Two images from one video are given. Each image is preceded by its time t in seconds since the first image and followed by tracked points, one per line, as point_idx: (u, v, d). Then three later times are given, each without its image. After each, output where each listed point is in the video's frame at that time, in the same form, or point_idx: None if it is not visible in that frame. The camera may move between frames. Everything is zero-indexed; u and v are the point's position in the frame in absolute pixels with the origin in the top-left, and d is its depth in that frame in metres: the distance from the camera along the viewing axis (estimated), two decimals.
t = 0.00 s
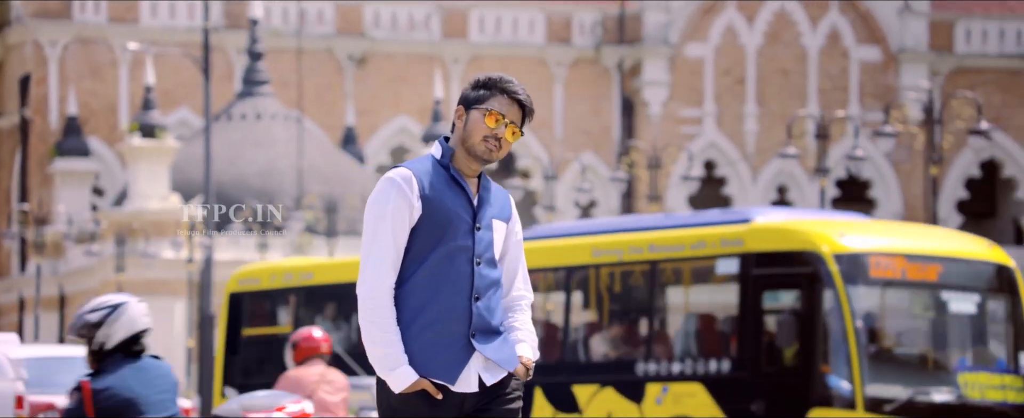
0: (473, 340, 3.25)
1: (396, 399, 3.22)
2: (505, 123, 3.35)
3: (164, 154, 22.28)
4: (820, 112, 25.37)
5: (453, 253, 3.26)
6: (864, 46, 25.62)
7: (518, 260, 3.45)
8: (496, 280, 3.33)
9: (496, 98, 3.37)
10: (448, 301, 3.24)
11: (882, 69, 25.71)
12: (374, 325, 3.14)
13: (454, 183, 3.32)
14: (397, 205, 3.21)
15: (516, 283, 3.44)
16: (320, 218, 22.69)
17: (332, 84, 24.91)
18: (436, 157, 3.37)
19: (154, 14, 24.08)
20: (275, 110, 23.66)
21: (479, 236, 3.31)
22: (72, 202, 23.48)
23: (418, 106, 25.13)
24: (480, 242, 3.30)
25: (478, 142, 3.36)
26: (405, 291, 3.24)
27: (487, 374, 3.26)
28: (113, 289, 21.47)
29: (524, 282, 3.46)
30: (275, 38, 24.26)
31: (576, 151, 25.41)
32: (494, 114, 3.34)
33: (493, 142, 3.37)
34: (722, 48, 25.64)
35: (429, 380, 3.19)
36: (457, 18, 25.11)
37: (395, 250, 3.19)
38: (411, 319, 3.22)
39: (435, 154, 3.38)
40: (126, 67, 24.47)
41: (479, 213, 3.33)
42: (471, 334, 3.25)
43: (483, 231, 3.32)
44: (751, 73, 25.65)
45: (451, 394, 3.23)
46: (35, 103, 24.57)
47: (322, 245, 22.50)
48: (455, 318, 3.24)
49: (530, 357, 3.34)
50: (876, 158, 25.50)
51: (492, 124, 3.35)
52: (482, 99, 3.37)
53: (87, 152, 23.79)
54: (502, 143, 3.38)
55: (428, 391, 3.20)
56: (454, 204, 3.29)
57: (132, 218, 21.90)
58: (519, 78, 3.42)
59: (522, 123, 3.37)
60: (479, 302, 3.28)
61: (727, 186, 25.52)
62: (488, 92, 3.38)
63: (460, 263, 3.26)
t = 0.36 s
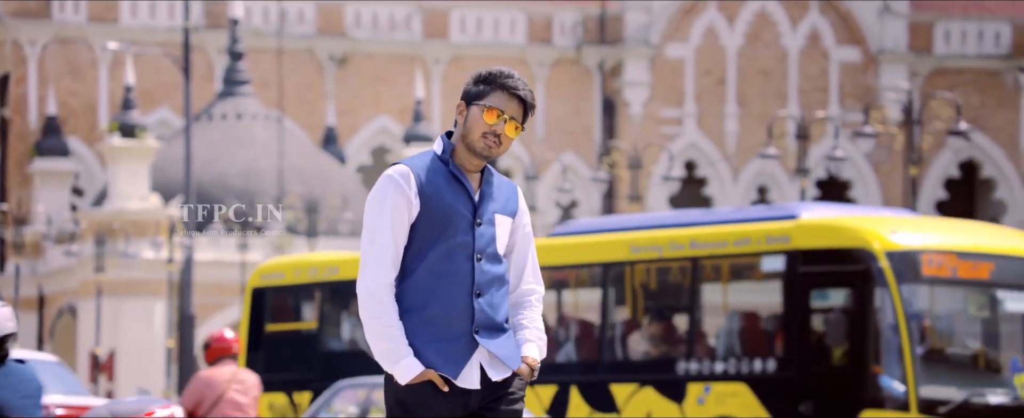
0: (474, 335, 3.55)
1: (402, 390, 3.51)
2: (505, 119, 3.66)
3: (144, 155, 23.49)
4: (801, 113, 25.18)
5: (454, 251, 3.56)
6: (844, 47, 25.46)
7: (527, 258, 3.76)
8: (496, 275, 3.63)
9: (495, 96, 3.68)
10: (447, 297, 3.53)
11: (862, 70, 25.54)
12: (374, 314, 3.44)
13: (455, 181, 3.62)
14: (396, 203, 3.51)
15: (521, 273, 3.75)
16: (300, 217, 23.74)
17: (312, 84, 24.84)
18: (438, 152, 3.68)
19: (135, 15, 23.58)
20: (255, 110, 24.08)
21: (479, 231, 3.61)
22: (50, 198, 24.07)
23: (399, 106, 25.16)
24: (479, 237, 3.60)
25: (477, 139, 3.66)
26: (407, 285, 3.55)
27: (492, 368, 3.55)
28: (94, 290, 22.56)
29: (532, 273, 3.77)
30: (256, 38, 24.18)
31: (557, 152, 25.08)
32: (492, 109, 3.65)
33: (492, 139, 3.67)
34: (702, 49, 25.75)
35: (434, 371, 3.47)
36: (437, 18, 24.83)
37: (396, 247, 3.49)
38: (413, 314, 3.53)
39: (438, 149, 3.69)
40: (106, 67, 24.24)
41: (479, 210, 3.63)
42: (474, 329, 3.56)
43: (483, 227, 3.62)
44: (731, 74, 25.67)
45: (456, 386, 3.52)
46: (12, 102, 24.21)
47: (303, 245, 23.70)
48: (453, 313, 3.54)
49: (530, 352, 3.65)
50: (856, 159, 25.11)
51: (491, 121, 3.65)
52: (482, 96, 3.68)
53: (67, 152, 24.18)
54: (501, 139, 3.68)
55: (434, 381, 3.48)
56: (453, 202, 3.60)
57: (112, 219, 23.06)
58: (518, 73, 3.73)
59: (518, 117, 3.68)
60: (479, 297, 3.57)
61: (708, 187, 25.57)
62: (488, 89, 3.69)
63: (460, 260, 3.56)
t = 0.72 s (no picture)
0: (475, 329, 3.41)
1: (407, 378, 3.34)
2: (492, 108, 3.51)
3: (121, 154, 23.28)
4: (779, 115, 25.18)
5: (449, 244, 3.42)
6: (821, 47, 25.49)
7: (534, 251, 3.61)
8: (495, 268, 3.49)
9: (485, 83, 3.52)
10: (441, 288, 3.40)
11: (839, 70, 25.60)
12: (368, 308, 3.33)
13: (448, 175, 3.48)
14: (383, 196, 3.39)
15: (526, 267, 3.60)
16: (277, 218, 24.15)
17: (290, 84, 24.78)
18: (432, 148, 3.54)
19: (111, 14, 23.44)
20: (233, 110, 24.27)
21: (474, 222, 3.46)
22: (26, 198, 24.08)
23: (377, 106, 25.21)
24: (473, 229, 3.45)
25: (466, 130, 3.50)
26: (407, 278, 3.42)
27: (491, 363, 3.38)
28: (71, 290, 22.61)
29: (536, 266, 3.61)
30: (233, 37, 24.07)
31: (535, 151, 24.87)
32: (478, 98, 3.49)
33: (481, 128, 3.51)
34: (680, 49, 25.69)
35: (437, 354, 3.32)
36: (416, 19, 24.76)
37: (387, 239, 3.39)
38: (411, 307, 3.40)
39: (431, 145, 3.54)
40: (83, 66, 24.07)
41: (474, 201, 3.48)
42: (474, 324, 3.41)
43: (479, 219, 3.47)
44: (710, 74, 25.61)
45: (461, 375, 3.35)
46: None
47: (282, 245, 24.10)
48: (451, 308, 3.40)
49: (534, 355, 3.45)
50: (833, 159, 25.08)
51: (478, 111, 3.50)
52: (470, 87, 3.53)
53: (44, 152, 23.97)
54: (490, 128, 3.52)
55: (437, 364, 3.33)
56: (447, 196, 3.46)
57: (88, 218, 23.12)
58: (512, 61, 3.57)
59: (507, 103, 3.52)
60: (478, 292, 3.43)
61: (686, 187, 25.60)
62: (478, 77, 3.53)
63: (456, 254, 3.42)
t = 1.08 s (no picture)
0: (477, 323, 3.62)
1: (414, 368, 3.55)
2: (478, 98, 3.70)
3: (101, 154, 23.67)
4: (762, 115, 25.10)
5: (449, 240, 3.63)
6: (804, 48, 25.37)
7: (534, 242, 3.80)
8: (499, 262, 3.70)
9: (468, 77, 3.72)
10: (446, 280, 3.61)
11: (822, 71, 25.44)
12: (368, 305, 3.54)
13: (445, 170, 3.69)
14: (380, 193, 3.60)
15: (527, 262, 3.78)
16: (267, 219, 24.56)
17: (274, 84, 24.87)
18: (429, 143, 3.75)
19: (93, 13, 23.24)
20: (217, 110, 24.32)
21: (475, 217, 3.66)
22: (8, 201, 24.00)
23: (361, 106, 25.20)
24: (475, 224, 3.65)
25: (455, 123, 3.70)
26: (405, 275, 3.64)
27: (494, 357, 3.60)
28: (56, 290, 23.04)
29: (540, 256, 3.79)
30: (216, 37, 23.95)
31: (519, 150, 24.71)
32: (463, 91, 3.69)
33: (469, 120, 3.71)
34: (664, 49, 25.66)
35: (445, 342, 3.54)
36: (399, 19, 24.62)
37: (392, 235, 3.61)
38: (415, 300, 3.61)
39: (429, 139, 3.76)
40: (65, 66, 23.99)
41: (474, 196, 3.68)
42: (477, 318, 3.62)
43: (478, 213, 3.68)
44: (692, 75, 25.61)
45: (467, 364, 3.56)
46: None
47: (262, 245, 24.77)
48: (454, 300, 3.60)
49: (533, 356, 3.66)
50: (814, 159, 25.24)
51: (463, 103, 3.70)
52: (456, 79, 3.73)
53: (24, 152, 24.07)
54: (477, 119, 3.71)
55: (446, 352, 3.54)
56: (444, 191, 3.67)
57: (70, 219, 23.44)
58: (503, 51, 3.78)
59: (495, 95, 3.72)
60: (482, 285, 3.64)
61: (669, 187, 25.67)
62: (461, 73, 3.74)
63: (456, 249, 3.63)
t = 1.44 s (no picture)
0: (481, 326, 3.51)
1: (423, 370, 3.44)
2: (469, 96, 3.57)
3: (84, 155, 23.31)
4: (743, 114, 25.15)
5: (450, 243, 3.51)
6: (785, 49, 25.32)
7: (536, 238, 3.66)
8: (501, 264, 3.59)
9: (459, 78, 3.59)
10: (449, 285, 3.49)
11: (803, 71, 25.45)
12: (375, 309, 3.43)
13: (444, 171, 3.56)
14: (379, 197, 3.48)
15: (529, 261, 3.64)
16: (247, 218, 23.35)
17: (256, 84, 24.86)
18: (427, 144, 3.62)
19: (74, 13, 23.48)
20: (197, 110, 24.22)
21: (476, 219, 3.54)
22: None
23: (343, 106, 25.26)
24: (477, 226, 3.53)
25: (449, 123, 3.58)
26: (410, 277, 3.52)
27: (494, 362, 3.49)
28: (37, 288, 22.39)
29: (541, 253, 3.66)
30: (197, 37, 24.07)
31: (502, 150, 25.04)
32: (455, 90, 3.56)
33: (461, 119, 3.58)
34: (647, 50, 25.45)
35: (452, 347, 3.43)
36: (382, 20, 24.74)
37: (390, 243, 3.48)
38: (418, 303, 3.49)
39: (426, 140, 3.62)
40: (44, 66, 23.97)
41: (475, 196, 3.56)
42: (480, 321, 3.51)
43: (480, 215, 3.55)
44: (675, 75, 25.41)
45: (474, 370, 3.46)
46: None
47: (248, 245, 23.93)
48: (457, 304, 3.49)
49: (534, 361, 3.55)
50: (797, 159, 24.97)
51: (455, 101, 3.57)
52: (449, 76, 3.60)
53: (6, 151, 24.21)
54: (470, 118, 3.58)
55: (453, 358, 3.44)
56: (444, 192, 3.54)
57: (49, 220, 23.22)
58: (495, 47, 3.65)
59: (486, 92, 3.58)
60: (484, 289, 3.52)
61: (652, 188, 25.31)
62: (452, 72, 3.61)
63: (458, 250, 3.51)
